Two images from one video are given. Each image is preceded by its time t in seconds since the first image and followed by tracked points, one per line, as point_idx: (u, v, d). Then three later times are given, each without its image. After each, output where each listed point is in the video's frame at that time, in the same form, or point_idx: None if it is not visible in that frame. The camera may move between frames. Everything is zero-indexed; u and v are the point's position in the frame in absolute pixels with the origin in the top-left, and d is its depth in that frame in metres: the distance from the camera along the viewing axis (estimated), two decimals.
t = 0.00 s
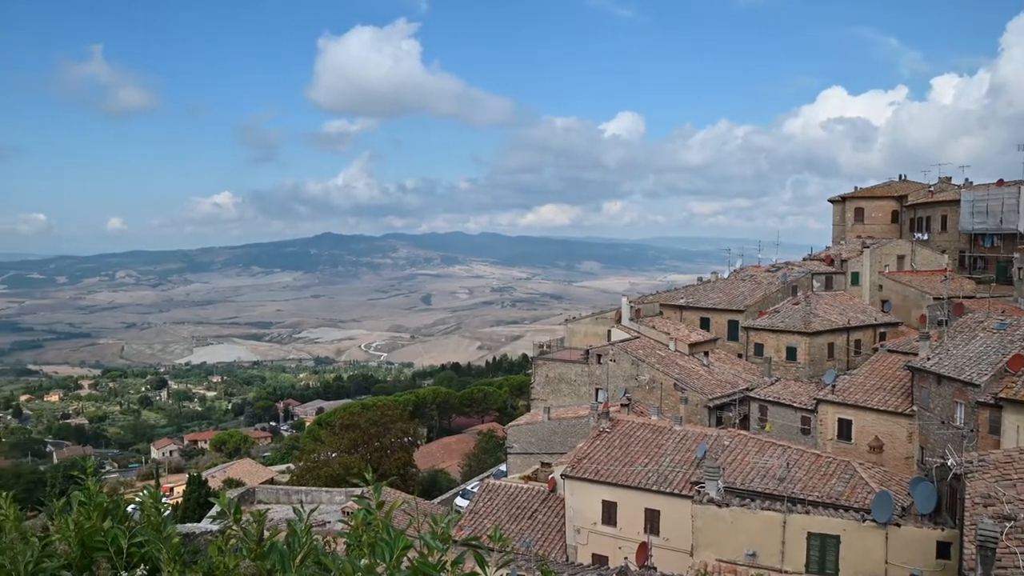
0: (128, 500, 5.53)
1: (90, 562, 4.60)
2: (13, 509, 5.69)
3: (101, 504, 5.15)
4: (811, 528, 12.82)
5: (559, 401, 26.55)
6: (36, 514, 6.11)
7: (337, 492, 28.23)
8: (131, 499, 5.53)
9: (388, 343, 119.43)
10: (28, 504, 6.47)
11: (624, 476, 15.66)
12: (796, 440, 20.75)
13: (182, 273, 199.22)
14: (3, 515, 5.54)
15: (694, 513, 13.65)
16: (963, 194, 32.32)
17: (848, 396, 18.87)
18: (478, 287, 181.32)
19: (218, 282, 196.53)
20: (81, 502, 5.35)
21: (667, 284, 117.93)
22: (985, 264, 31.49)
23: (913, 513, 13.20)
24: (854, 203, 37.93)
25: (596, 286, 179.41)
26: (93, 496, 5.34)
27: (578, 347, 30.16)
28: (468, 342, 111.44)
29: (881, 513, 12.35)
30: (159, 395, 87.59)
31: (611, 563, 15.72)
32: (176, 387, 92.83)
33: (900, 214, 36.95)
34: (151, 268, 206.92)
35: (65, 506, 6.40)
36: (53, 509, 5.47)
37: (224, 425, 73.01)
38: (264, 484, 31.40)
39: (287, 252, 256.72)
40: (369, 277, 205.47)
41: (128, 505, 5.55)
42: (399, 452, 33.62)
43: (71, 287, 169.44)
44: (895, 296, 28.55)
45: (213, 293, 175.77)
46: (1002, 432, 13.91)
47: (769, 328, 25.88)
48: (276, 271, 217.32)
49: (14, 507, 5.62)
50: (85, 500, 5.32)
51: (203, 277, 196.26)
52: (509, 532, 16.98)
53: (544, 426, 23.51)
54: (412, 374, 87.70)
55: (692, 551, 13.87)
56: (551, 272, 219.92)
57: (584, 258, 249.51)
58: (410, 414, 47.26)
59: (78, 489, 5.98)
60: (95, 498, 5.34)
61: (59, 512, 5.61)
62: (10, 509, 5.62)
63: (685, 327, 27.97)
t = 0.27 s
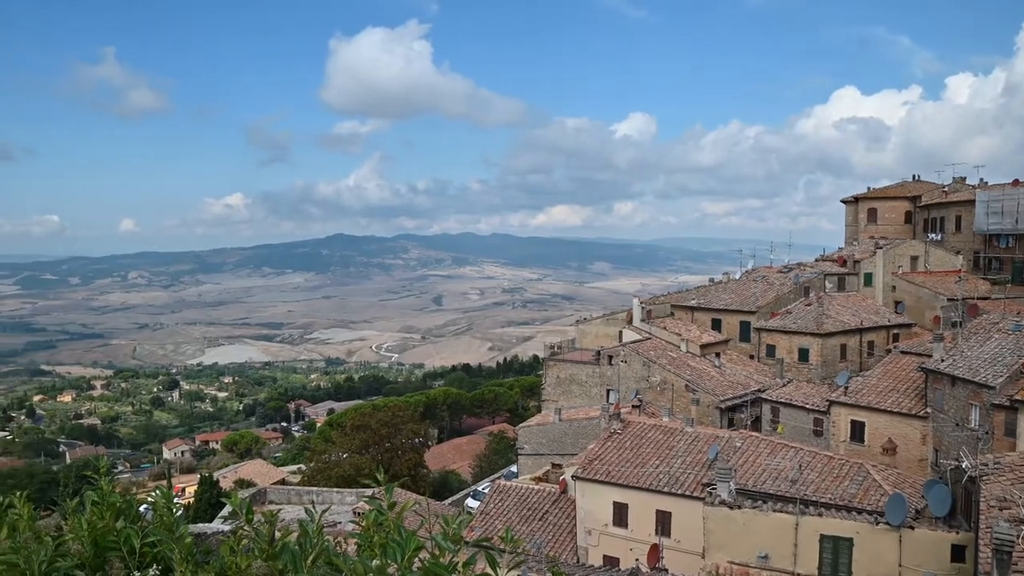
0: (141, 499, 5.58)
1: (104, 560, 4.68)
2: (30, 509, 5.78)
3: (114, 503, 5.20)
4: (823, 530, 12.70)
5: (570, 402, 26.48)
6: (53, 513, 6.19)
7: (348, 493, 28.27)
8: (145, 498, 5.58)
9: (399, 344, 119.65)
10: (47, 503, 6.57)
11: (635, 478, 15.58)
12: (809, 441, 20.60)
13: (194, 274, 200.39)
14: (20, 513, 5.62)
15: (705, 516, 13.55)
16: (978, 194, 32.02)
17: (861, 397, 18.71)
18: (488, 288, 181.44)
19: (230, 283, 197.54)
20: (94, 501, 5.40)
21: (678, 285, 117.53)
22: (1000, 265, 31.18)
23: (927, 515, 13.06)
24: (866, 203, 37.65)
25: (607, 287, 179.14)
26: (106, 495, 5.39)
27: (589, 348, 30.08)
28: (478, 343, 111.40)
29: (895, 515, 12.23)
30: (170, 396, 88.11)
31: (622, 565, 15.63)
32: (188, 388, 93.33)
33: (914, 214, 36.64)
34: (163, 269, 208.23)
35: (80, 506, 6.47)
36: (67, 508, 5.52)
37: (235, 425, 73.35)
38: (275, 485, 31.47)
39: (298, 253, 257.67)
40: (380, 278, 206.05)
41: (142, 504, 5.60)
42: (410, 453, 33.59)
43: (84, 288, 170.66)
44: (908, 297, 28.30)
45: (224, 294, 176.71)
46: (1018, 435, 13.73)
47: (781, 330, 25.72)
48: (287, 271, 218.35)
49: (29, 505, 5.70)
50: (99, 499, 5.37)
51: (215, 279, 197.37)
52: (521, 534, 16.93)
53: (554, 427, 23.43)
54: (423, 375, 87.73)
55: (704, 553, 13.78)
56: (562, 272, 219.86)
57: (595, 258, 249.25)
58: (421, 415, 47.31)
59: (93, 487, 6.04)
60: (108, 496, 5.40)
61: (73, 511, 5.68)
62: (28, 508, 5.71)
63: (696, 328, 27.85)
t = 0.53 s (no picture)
0: (154, 501, 5.60)
1: (116, 561, 4.69)
2: (43, 507, 5.80)
3: (128, 503, 5.23)
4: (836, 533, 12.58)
5: (581, 404, 26.41)
6: (68, 512, 6.22)
7: (358, 494, 28.29)
8: (159, 499, 5.61)
9: (409, 345, 119.86)
10: (63, 503, 6.61)
11: (646, 479, 15.49)
12: (821, 443, 20.46)
13: (205, 275, 201.48)
14: (33, 513, 5.64)
15: (716, 517, 13.46)
16: (992, 195, 31.71)
17: (874, 399, 18.56)
18: (499, 289, 181.55)
19: (242, 284, 198.47)
20: (108, 501, 5.42)
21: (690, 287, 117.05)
22: (1015, 266, 30.88)
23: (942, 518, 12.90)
24: (879, 204, 37.40)
25: (618, 289, 178.88)
26: (119, 495, 5.42)
27: (600, 349, 29.99)
28: (489, 344, 111.36)
29: (908, 518, 12.09)
30: (182, 396, 88.58)
31: (633, 567, 15.55)
32: (199, 388, 93.77)
33: (927, 215, 36.32)
34: (176, 270, 209.42)
35: (93, 506, 6.49)
36: (81, 508, 5.54)
37: (246, 426, 73.64)
38: (286, 486, 31.54)
39: (309, 254, 258.60)
40: (390, 279, 206.56)
41: (156, 504, 5.63)
42: (421, 454, 33.59)
43: (97, 289, 171.78)
44: (921, 298, 28.06)
45: (235, 295, 177.55)
46: None
47: (793, 331, 25.55)
48: (298, 273, 219.37)
49: (44, 504, 5.72)
50: (112, 499, 5.39)
51: (227, 280, 198.36)
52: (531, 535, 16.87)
53: (565, 429, 23.36)
54: (433, 376, 87.72)
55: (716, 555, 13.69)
56: (573, 274, 219.75)
57: (606, 260, 248.99)
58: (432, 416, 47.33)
59: (106, 487, 6.07)
60: (120, 498, 5.42)
61: (86, 512, 5.69)
62: (42, 506, 5.72)
63: (707, 330, 27.73)
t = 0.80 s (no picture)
0: (167, 500, 5.61)
1: (129, 558, 4.72)
2: (56, 508, 5.81)
3: (140, 503, 5.23)
4: (849, 536, 12.46)
5: (592, 405, 26.34)
6: (82, 511, 6.25)
7: (369, 494, 28.31)
8: (171, 498, 5.62)
9: (420, 346, 119.98)
10: (76, 503, 6.63)
11: (657, 481, 15.41)
12: (833, 445, 20.31)
13: (217, 276, 202.44)
14: (46, 512, 5.66)
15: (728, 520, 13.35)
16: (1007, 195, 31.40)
17: (887, 401, 18.41)
18: (510, 290, 181.56)
19: (253, 284, 199.27)
20: (120, 500, 5.43)
21: (701, 288, 116.70)
22: None
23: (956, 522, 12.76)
24: (892, 205, 37.15)
25: (629, 290, 178.50)
26: (131, 495, 5.43)
27: (611, 351, 29.90)
28: (499, 345, 111.37)
29: (921, 521, 11.96)
30: (193, 396, 88.97)
31: (644, 569, 15.46)
32: (210, 389, 94.15)
33: (941, 216, 36.01)
34: (188, 271, 210.51)
35: (105, 506, 6.51)
36: (93, 507, 5.55)
37: (257, 426, 73.88)
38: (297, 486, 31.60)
39: (320, 255, 259.52)
40: (401, 280, 206.94)
41: (168, 503, 5.64)
42: (432, 455, 33.58)
43: (109, 290, 172.85)
44: (934, 299, 27.81)
45: (246, 296, 178.29)
46: None
47: (805, 333, 25.39)
48: (309, 273, 220.16)
49: (56, 504, 5.74)
50: (124, 499, 5.41)
51: (238, 281, 199.28)
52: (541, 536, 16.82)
53: (576, 430, 23.30)
54: (444, 377, 87.74)
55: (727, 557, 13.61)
56: (584, 275, 219.39)
57: (617, 261, 248.56)
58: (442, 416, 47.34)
59: (119, 487, 6.08)
60: (133, 497, 5.42)
61: (98, 511, 5.69)
62: (54, 507, 5.73)
63: (719, 331, 27.60)
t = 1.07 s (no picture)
0: (180, 500, 5.62)
1: (143, 558, 4.74)
2: (70, 506, 5.84)
3: (153, 502, 5.24)
4: (861, 539, 12.37)
5: (603, 406, 26.27)
6: (97, 509, 6.27)
7: (380, 495, 28.32)
8: (184, 497, 5.63)
9: (431, 347, 120.17)
10: (91, 502, 6.67)
11: (668, 483, 15.31)
12: (845, 447, 20.19)
13: (228, 277, 203.75)
14: (60, 511, 5.67)
15: (740, 522, 13.27)
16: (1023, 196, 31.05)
17: (900, 403, 18.24)
18: (521, 291, 181.56)
19: (264, 285, 200.16)
20: (134, 500, 5.44)
21: (712, 289, 116.22)
22: None
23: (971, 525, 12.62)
24: (905, 206, 36.88)
25: (640, 291, 178.15)
26: (145, 494, 5.44)
27: (622, 352, 29.80)
28: (510, 346, 111.38)
29: (935, 524, 11.85)
30: (205, 396, 89.44)
31: (655, 570, 15.35)
32: (222, 389, 94.58)
33: (955, 217, 35.71)
34: (200, 271, 211.79)
35: (120, 505, 6.54)
36: (107, 506, 5.55)
37: (269, 426, 74.17)
38: (308, 486, 31.69)
39: (332, 256, 260.32)
40: (412, 281, 207.32)
41: (182, 502, 5.65)
42: (442, 455, 33.58)
43: (122, 291, 173.98)
44: (948, 301, 27.59)
45: (258, 296, 179.08)
46: None
47: (817, 334, 25.23)
48: (320, 274, 221.00)
49: (71, 504, 5.76)
50: (138, 497, 5.42)
51: (250, 281, 200.31)
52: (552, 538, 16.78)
53: (586, 432, 23.23)
54: (455, 378, 87.79)
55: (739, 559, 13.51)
56: (595, 275, 219.15)
57: (628, 262, 248.19)
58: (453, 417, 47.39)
59: (132, 486, 6.09)
60: (146, 496, 5.44)
61: (112, 510, 5.71)
62: (68, 506, 5.75)
63: (730, 332, 27.47)
